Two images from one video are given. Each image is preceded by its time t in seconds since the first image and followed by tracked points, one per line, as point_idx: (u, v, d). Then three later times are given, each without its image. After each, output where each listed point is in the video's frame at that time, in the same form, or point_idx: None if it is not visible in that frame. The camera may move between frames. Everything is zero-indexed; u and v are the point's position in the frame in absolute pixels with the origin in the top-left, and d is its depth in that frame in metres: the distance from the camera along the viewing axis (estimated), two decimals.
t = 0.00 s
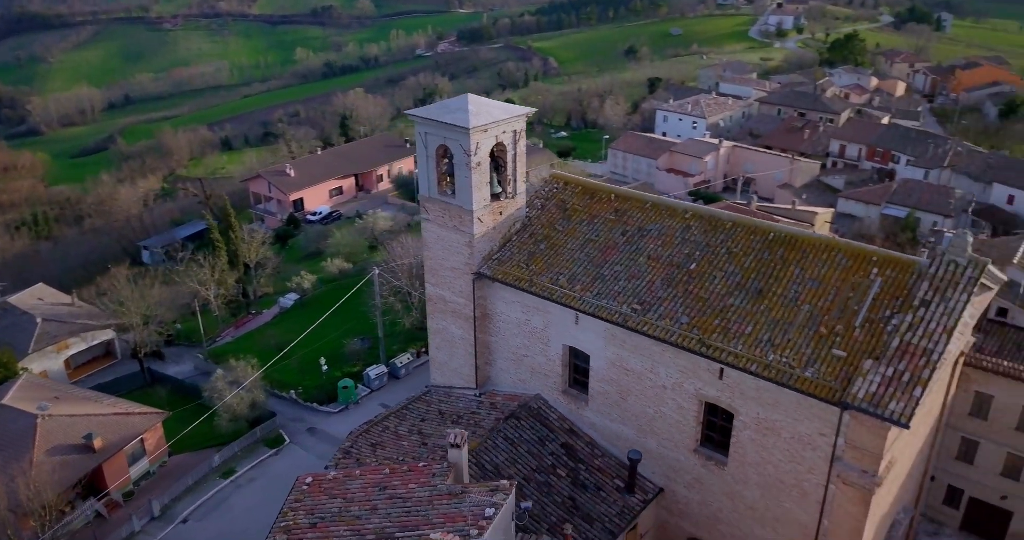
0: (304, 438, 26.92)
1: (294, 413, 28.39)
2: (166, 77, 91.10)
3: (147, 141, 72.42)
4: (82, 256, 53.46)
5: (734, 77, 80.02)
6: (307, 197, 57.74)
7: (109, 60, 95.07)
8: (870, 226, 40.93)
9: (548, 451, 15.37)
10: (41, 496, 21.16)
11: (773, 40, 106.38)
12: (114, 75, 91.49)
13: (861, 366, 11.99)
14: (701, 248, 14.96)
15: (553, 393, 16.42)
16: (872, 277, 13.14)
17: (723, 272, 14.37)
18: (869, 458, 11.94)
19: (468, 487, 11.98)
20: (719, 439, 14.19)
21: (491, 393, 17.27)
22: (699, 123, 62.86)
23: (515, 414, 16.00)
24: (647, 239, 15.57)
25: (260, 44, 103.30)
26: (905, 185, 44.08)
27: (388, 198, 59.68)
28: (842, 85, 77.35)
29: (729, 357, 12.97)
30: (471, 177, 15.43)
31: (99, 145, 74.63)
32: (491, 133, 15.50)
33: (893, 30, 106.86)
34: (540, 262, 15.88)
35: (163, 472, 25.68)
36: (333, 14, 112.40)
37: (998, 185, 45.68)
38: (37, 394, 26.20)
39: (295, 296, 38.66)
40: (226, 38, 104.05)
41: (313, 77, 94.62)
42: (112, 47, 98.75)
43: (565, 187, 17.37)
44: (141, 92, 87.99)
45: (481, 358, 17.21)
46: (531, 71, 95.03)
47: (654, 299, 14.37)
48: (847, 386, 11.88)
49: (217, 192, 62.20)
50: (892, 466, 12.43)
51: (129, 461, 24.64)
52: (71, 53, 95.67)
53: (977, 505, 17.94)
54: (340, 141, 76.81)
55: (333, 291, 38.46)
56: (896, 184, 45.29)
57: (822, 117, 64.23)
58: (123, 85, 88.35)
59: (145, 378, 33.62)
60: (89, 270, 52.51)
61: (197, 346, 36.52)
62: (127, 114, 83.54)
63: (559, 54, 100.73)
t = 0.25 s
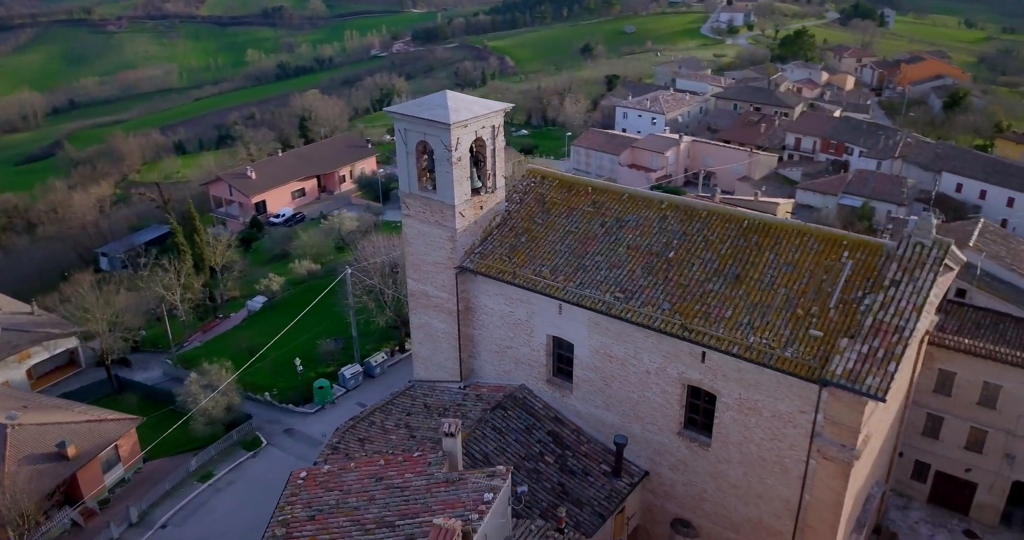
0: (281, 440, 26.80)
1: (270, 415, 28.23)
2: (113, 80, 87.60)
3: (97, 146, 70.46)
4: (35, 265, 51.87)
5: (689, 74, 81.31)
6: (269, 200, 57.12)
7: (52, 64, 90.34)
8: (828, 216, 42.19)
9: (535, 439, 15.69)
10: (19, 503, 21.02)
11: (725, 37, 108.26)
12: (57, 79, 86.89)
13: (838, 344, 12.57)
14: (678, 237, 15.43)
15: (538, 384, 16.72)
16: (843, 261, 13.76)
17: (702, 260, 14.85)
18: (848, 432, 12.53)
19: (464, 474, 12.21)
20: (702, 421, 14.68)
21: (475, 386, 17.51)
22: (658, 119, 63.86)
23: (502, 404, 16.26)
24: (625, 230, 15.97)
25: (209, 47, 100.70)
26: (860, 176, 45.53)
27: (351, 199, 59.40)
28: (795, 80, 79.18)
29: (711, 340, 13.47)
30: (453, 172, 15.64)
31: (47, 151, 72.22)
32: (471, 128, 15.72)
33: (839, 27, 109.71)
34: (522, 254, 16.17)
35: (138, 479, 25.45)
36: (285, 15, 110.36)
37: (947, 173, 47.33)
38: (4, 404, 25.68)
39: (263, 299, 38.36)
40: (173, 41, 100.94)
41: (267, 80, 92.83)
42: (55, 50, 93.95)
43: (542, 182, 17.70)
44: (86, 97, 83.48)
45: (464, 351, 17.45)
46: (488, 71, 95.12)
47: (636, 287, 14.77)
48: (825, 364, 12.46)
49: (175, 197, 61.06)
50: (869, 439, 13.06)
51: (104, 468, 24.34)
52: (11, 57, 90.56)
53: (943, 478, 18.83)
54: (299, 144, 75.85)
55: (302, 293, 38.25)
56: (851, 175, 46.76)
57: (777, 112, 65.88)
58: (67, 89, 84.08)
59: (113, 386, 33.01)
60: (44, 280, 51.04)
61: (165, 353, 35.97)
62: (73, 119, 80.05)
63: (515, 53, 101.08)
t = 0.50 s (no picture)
0: (267, 440, 26.75)
1: (255, 415, 28.16)
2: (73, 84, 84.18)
3: (62, 150, 68.99)
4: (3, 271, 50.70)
5: (659, 71, 82.17)
6: (243, 202, 56.68)
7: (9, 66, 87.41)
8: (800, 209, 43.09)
9: (531, 428, 15.95)
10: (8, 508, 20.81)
11: (692, 35, 109.51)
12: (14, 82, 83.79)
13: (825, 328, 13.04)
14: (666, 228, 15.81)
15: (531, 375, 17.00)
16: (827, 248, 14.25)
17: (690, 250, 15.25)
18: (835, 413, 13.02)
19: (467, 463, 12.44)
20: (694, 407, 15.09)
21: (468, 379, 17.73)
22: (630, 116, 64.50)
23: (496, 395, 16.50)
24: (614, 222, 16.31)
25: (172, 48, 98.65)
26: (830, 169, 46.56)
27: (326, 199, 59.14)
28: (763, 76, 80.45)
29: (702, 327, 13.87)
30: (444, 168, 15.85)
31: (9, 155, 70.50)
32: (461, 124, 15.93)
33: (803, 24, 111.68)
34: (513, 248, 16.44)
35: (123, 483, 25.29)
36: (249, 15, 108.57)
37: (914, 165, 48.70)
38: None
39: (242, 301, 38.10)
40: (135, 42, 97.98)
41: (233, 81, 91.64)
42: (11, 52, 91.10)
43: (530, 176, 17.98)
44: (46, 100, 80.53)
45: (456, 345, 17.68)
46: (458, 70, 95.06)
47: (627, 277, 15.11)
48: (814, 347, 12.91)
49: (146, 200, 60.14)
50: (855, 420, 13.56)
51: (89, 472, 24.17)
52: None
53: (921, 458, 19.53)
54: (270, 145, 75.17)
55: (282, 293, 38.13)
56: (820, 169, 47.81)
57: (746, 108, 66.97)
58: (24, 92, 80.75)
59: (92, 391, 32.62)
60: (12, 286, 49.95)
61: (143, 356, 35.60)
62: (34, 122, 77.83)
63: (484, 53, 101.20)
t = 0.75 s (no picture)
0: (255, 440, 26.71)
1: (242, 416, 28.09)
2: (37, 87, 81.80)
3: (29, 154, 67.60)
4: None
5: (632, 69, 82.86)
6: (219, 203, 56.24)
7: None
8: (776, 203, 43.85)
9: (526, 419, 16.21)
10: None
11: (663, 33, 110.64)
12: None
13: (813, 313, 13.48)
14: (655, 221, 16.15)
15: (524, 367, 17.25)
16: (812, 237, 14.70)
17: (680, 240, 15.61)
18: (824, 395, 13.45)
19: (470, 452, 12.66)
20: (686, 394, 15.45)
21: (461, 372, 17.93)
22: (606, 114, 65.04)
23: (491, 387, 16.73)
24: (604, 215, 16.62)
25: (138, 49, 96.56)
26: (803, 163, 47.46)
27: (303, 199, 58.83)
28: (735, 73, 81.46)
29: (695, 315, 14.23)
30: (437, 163, 16.06)
31: None
32: (453, 120, 16.15)
33: (771, 22, 113.34)
34: (505, 242, 16.68)
35: (110, 487, 25.13)
36: (216, 16, 106.69)
37: (885, 159, 49.50)
38: None
39: (223, 302, 37.85)
40: (99, 43, 95.06)
41: (202, 82, 90.48)
42: None
43: (519, 172, 18.24)
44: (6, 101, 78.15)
45: (450, 339, 17.89)
46: (431, 70, 94.93)
47: (619, 269, 15.43)
48: (803, 332, 13.33)
49: (118, 203, 59.20)
50: (843, 402, 14.02)
51: (76, 476, 23.98)
52: None
53: (901, 441, 20.13)
54: (244, 146, 74.49)
55: (265, 294, 37.99)
56: (794, 163, 48.70)
57: (719, 105, 67.96)
58: None
59: (73, 396, 32.29)
60: None
61: (123, 360, 35.28)
62: None
63: (456, 52, 101.25)
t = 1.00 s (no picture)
0: (242, 441, 26.63)
1: (228, 417, 27.98)
2: None
3: None
4: None
5: (605, 67, 83.47)
6: (195, 206, 55.70)
7: None
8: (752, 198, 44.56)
9: (520, 411, 16.44)
10: None
11: (634, 32, 111.63)
12: None
13: (801, 300, 13.89)
14: (644, 214, 16.48)
15: (517, 360, 17.49)
16: (797, 227, 15.12)
17: (669, 232, 15.95)
18: (812, 380, 13.87)
19: (470, 442, 12.87)
20: (677, 382, 15.79)
21: (454, 367, 18.11)
22: (581, 112, 65.48)
23: (484, 380, 16.94)
24: (593, 209, 16.90)
25: (102, 51, 94.41)
26: (777, 158, 48.35)
27: (280, 200, 58.43)
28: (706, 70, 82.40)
29: (686, 305, 14.57)
30: (428, 159, 16.26)
31: None
32: (443, 117, 16.36)
33: (739, 20, 114.89)
34: (497, 237, 16.91)
35: (95, 491, 24.92)
36: (182, 17, 104.53)
37: (854, 153, 50.94)
38: None
39: (202, 305, 37.47)
40: (61, 45, 93.21)
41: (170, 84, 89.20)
42: None
43: (508, 168, 18.47)
44: None
45: (442, 334, 18.06)
46: (403, 70, 94.69)
47: (610, 261, 15.73)
48: (791, 319, 13.73)
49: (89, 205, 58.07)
50: (829, 386, 14.45)
51: (61, 481, 23.76)
52: None
53: (882, 425, 20.70)
54: (218, 148, 73.73)
55: (246, 296, 37.79)
56: (768, 159, 49.59)
57: (693, 102, 68.83)
58: None
59: (51, 401, 31.83)
60: None
61: (102, 364, 34.85)
62: None
63: (428, 52, 101.17)
